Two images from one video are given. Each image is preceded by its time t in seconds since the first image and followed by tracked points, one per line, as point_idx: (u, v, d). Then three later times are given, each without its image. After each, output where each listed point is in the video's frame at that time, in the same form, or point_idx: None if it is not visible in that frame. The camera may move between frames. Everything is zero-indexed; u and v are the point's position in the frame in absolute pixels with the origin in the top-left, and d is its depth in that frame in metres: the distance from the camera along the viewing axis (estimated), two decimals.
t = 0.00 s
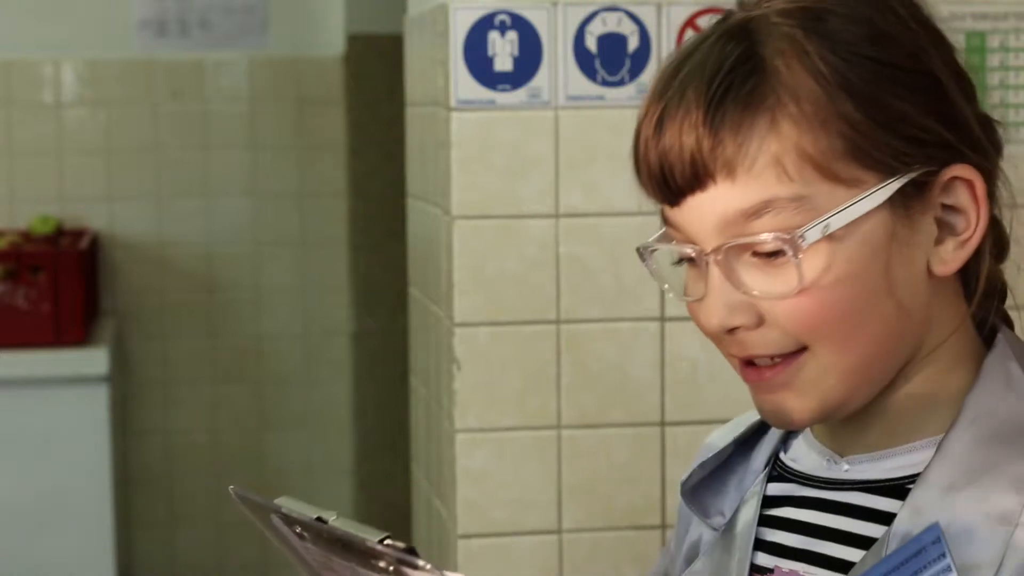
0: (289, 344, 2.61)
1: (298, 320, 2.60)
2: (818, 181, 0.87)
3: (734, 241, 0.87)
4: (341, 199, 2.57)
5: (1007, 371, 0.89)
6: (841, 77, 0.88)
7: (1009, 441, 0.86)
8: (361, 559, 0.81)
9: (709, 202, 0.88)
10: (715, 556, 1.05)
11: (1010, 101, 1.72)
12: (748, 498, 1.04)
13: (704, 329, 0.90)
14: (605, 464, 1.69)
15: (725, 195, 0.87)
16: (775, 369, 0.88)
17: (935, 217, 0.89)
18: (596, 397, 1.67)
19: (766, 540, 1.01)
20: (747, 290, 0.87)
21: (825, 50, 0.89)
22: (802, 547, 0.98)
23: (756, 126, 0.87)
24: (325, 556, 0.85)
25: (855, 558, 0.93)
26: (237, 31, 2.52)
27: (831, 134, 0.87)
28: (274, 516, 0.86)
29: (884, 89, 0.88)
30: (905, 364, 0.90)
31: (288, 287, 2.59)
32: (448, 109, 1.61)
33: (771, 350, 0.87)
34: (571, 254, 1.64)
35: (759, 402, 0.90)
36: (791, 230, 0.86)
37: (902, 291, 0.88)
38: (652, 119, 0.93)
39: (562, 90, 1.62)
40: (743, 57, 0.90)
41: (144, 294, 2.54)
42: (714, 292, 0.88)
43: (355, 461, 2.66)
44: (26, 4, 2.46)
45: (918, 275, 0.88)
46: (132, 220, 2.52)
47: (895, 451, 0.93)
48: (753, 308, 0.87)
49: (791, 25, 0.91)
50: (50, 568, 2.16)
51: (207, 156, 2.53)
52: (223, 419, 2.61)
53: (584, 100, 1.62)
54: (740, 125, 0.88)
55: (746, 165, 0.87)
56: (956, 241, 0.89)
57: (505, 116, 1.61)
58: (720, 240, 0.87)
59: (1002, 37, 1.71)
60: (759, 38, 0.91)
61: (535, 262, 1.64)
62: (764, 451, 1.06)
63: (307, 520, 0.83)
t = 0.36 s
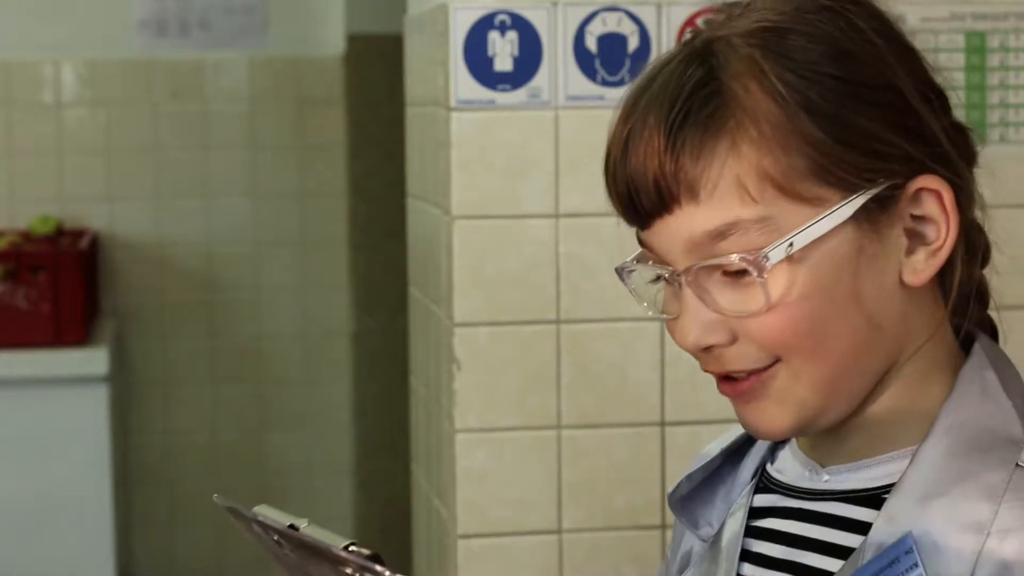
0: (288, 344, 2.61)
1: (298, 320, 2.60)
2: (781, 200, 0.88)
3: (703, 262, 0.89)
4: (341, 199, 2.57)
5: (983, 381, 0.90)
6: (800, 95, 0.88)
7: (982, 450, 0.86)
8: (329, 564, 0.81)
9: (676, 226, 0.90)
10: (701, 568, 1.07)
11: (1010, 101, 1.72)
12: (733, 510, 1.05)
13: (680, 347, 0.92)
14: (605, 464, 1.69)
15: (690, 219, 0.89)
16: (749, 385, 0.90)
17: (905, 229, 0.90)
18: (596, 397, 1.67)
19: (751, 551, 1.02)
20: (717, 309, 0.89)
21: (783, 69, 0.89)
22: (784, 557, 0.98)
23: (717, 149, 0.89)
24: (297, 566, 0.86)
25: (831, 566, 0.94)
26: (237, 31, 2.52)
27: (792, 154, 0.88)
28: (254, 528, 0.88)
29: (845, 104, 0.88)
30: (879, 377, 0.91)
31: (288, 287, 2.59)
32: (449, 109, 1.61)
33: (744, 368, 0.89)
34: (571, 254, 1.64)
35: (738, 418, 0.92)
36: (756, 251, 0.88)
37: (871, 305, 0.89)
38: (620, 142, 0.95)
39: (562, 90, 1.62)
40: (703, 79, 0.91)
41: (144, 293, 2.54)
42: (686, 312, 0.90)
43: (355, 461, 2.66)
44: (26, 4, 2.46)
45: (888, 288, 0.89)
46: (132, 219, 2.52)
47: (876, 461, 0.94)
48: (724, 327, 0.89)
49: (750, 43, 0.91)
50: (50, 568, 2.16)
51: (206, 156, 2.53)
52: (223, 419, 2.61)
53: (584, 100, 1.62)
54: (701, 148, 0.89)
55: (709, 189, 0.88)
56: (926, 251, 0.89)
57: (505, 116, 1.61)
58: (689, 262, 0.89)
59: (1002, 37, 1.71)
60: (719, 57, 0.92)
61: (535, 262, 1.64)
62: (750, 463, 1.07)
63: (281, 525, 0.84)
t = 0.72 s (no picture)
0: (288, 344, 2.61)
1: (298, 320, 2.60)
2: (760, 203, 0.87)
3: (683, 263, 0.88)
4: (341, 199, 2.57)
5: (965, 383, 0.88)
6: (779, 99, 0.87)
7: (964, 451, 0.85)
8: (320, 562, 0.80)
9: (657, 228, 0.89)
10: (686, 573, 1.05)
11: (1010, 101, 1.72)
12: (719, 514, 1.04)
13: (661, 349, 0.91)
14: (605, 463, 1.69)
15: (670, 221, 0.88)
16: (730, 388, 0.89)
17: (885, 231, 0.88)
18: (595, 396, 1.67)
19: (737, 554, 1.01)
20: (697, 311, 0.88)
21: (763, 73, 0.88)
22: (769, 559, 0.97)
23: (696, 153, 0.88)
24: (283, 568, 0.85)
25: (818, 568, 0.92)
26: (237, 31, 2.52)
27: (770, 158, 0.87)
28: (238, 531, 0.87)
29: (825, 108, 0.87)
30: (859, 380, 0.90)
31: (288, 287, 2.59)
32: (449, 109, 1.61)
33: (724, 370, 0.88)
34: (572, 254, 1.64)
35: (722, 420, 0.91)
36: (734, 252, 0.87)
37: (851, 306, 0.88)
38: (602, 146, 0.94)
39: (563, 90, 1.62)
40: (682, 82, 0.90)
41: (144, 294, 2.54)
42: (667, 314, 0.89)
43: (355, 460, 2.66)
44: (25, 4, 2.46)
45: (867, 291, 0.88)
46: (131, 220, 2.52)
47: (857, 462, 0.93)
48: (704, 328, 0.88)
49: (730, 48, 0.91)
50: (50, 568, 2.16)
51: (206, 156, 2.53)
52: (223, 419, 2.61)
53: (584, 100, 1.62)
54: (680, 151, 0.88)
55: (687, 192, 0.87)
56: (906, 253, 0.88)
57: (506, 117, 1.61)
58: (669, 264, 0.88)
59: (1001, 37, 1.70)
60: (700, 62, 0.91)
61: (535, 263, 1.64)
62: (735, 466, 1.06)
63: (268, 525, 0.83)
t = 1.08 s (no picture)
0: (288, 344, 2.61)
1: (298, 320, 2.60)
2: (757, 171, 0.88)
3: (677, 226, 0.88)
4: (341, 199, 2.57)
5: (940, 358, 0.90)
6: (782, 70, 0.89)
7: (943, 424, 0.87)
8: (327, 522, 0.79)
9: (652, 189, 0.88)
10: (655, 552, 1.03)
11: (1010, 101, 1.71)
12: (689, 492, 1.03)
13: (646, 312, 0.90)
14: (605, 463, 1.69)
15: (667, 183, 0.88)
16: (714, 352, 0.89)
17: (874, 206, 0.90)
18: (595, 397, 1.67)
19: (705, 531, 1.00)
20: (688, 274, 0.88)
21: (768, 43, 0.90)
22: (741, 535, 0.97)
23: (698, 117, 0.88)
24: (282, 526, 0.83)
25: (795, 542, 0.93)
26: (237, 32, 2.52)
27: (771, 125, 0.88)
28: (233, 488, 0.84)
29: (826, 81, 0.89)
30: (842, 350, 0.91)
31: (288, 287, 2.59)
32: (449, 109, 1.61)
33: (711, 333, 0.88)
34: (572, 254, 1.64)
35: (703, 384, 0.91)
36: (730, 217, 0.87)
37: (840, 277, 0.89)
38: (599, 109, 0.94)
39: (562, 90, 1.62)
40: (687, 50, 0.91)
41: (144, 293, 2.54)
42: (656, 276, 0.89)
43: (354, 460, 2.65)
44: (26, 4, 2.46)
45: (855, 263, 0.89)
46: (132, 220, 2.52)
47: (835, 437, 0.93)
48: (694, 292, 0.88)
49: (736, 19, 0.92)
50: (49, 568, 2.16)
51: (206, 156, 2.53)
52: (222, 419, 2.61)
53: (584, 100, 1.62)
54: (682, 115, 0.89)
55: (687, 154, 0.88)
56: (893, 229, 0.90)
57: (506, 116, 1.61)
58: (663, 227, 0.88)
59: (1001, 37, 1.71)
60: (705, 30, 0.92)
61: (535, 263, 1.64)
62: (704, 446, 1.05)
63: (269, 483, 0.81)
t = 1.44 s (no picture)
0: (288, 344, 2.61)
1: (298, 320, 2.60)
2: (738, 150, 0.88)
3: (656, 199, 0.87)
4: (341, 199, 2.57)
5: (891, 347, 0.91)
6: (766, 54, 0.90)
7: (900, 407, 0.88)
8: (331, 505, 0.77)
9: (634, 162, 0.88)
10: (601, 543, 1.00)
11: (1010, 101, 1.71)
12: (637, 481, 1.00)
13: (614, 286, 0.89)
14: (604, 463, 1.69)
15: (649, 156, 0.88)
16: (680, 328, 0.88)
17: (840, 195, 0.92)
18: (595, 397, 1.67)
19: (656, 518, 0.97)
20: (663, 248, 0.87)
21: (754, 27, 0.91)
22: (694, 520, 0.94)
23: (684, 94, 0.89)
24: (269, 512, 0.81)
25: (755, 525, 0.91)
26: (237, 31, 2.52)
27: (755, 106, 0.88)
28: (218, 472, 0.82)
29: (806, 69, 0.91)
30: (802, 329, 0.91)
31: (288, 287, 2.59)
32: (449, 109, 1.61)
33: (681, 308, 0.87)
34: (573, 255, 1.64)
35: (665, 361, 0.90)
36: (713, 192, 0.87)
37: (807, 259, 0.90)
38: (583, 86, 0.94)
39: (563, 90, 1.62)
40: (676, 30, 0.92)
41: (144, 293, 2.54)
42: (628, 248, 0.87)
43: (354, 459, 2.65)
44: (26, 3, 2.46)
45: (820, 247, 0.91)
46: (131, 219, 2.52)
47: (790, 423, 0.93)
48: (668, 265, 0.87)
49: (723, 3, 0.93)
50: (49, 569, 2.16)
51: (205, 156, 2.53)
52: (223, 419, 2.61)
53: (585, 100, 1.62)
54: (669, 92, 0.89)
55: (672, 129, 0.88)
56: (856, 219, 0.92)
57: (506, 116, 1.61)
58: (642, 199, 0.87)
59: (1001, 37, 1.70)
60: (693, 11, 0.93)
61: (535, 263, 1.64)
62: (649, 435, 1.02)
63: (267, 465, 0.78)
